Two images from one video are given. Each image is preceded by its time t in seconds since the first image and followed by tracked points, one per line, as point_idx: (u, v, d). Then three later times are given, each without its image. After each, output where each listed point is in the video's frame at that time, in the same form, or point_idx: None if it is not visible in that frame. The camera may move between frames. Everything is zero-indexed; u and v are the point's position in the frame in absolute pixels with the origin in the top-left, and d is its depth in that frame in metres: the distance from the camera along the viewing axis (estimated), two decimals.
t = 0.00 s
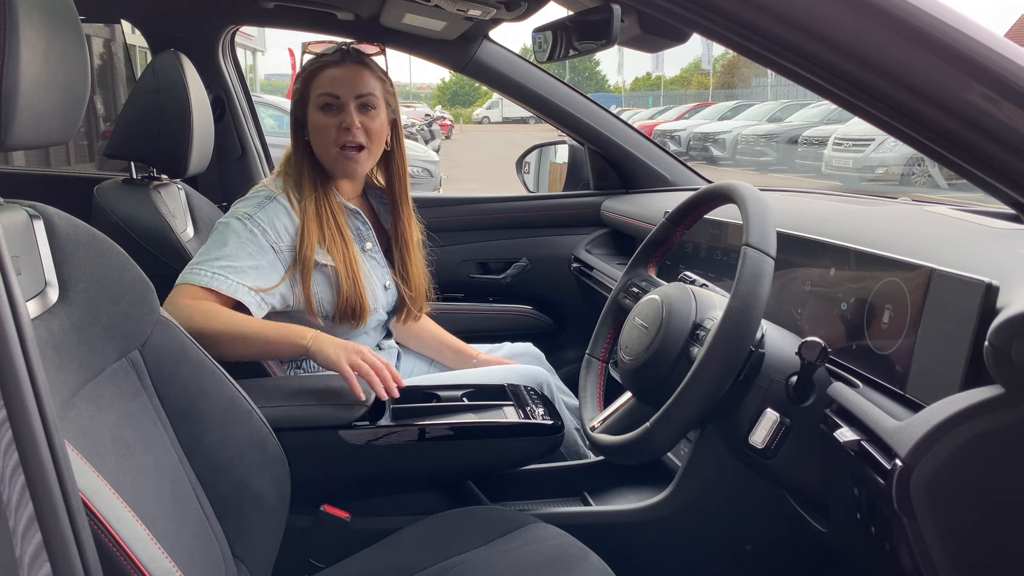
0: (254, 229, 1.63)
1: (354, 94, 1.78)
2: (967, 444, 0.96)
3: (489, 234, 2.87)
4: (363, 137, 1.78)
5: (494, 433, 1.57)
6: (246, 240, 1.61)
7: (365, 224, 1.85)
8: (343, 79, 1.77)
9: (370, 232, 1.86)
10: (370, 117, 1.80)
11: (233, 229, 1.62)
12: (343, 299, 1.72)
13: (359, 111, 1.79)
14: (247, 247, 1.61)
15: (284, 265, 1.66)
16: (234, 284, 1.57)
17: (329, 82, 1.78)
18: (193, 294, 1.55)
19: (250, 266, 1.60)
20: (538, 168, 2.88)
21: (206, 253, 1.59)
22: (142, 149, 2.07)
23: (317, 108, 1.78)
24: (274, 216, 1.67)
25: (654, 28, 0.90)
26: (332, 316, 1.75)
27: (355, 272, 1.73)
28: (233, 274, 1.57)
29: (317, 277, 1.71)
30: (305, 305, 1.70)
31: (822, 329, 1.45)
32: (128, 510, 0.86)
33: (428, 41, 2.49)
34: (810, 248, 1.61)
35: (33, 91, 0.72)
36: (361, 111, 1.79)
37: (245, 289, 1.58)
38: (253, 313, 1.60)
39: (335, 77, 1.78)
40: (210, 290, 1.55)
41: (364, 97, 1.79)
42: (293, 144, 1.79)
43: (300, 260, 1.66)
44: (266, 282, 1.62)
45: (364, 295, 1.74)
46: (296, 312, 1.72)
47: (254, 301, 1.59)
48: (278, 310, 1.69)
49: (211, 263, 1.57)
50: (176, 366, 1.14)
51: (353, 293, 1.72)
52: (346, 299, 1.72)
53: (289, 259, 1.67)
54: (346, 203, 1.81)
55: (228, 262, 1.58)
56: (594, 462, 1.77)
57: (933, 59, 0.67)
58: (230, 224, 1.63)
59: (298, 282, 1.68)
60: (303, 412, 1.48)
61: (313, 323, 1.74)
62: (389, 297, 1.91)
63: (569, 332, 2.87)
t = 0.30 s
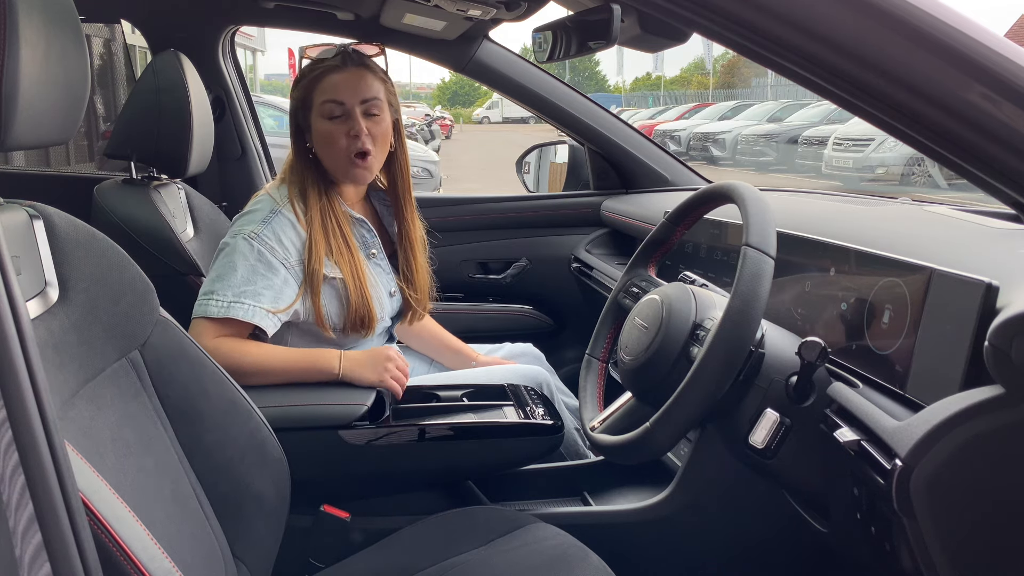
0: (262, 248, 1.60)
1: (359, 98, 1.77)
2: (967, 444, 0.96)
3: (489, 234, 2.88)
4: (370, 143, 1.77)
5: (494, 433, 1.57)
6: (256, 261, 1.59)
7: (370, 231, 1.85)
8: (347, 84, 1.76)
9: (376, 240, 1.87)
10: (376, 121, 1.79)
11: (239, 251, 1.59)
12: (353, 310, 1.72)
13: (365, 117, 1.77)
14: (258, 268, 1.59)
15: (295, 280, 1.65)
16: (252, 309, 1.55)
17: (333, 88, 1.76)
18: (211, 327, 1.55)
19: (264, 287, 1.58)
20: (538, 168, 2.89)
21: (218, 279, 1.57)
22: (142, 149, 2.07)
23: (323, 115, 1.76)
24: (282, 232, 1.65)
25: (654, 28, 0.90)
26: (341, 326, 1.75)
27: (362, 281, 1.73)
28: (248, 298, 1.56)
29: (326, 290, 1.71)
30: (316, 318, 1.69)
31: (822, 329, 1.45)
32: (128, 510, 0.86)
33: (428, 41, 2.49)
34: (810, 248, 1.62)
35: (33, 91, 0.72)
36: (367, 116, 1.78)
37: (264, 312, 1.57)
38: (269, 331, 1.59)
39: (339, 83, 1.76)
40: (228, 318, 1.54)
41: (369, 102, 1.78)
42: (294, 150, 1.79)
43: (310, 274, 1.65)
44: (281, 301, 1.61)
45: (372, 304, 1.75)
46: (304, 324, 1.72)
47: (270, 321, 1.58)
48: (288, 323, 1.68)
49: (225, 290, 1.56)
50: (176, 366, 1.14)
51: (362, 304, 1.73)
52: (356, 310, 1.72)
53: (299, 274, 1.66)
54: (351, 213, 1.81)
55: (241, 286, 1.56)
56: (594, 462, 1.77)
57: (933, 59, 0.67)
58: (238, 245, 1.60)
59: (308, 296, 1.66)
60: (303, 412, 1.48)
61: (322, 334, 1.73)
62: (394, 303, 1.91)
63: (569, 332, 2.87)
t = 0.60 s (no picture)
0: (262, 252, 1.60)
1: (365, 106, 1.78)
2: (967, 444, 0.96)
3: (489, 234, 2.88)
4: (375, 151, 1.78)
5: (494, 433, 1.57)
6: (257, 266, 1.59)
7: (372, 236, 1.85)
8: (353, 91, 1.77)
9: (377, 244, 1.87)
10: (380, 129, 1.80)
11: (240, 256, 1.59)
12: (352, 316, 1.72)
13: (370, 124, 1.78)
14: (258, 273, 1.59)
15: (295, 285, 1.65)
16: (251, 315, 1.55)
17: (339, 94, 1.77)
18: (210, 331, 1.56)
19: (264, 292, 1.58)
20: (538, 168, 2.89)
21: (217, 284, 1.57)
22: (142, 149, 2.07)
23: (328, 120, 1.77)
24: (283, 237, 1.65)
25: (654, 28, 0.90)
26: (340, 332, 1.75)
27: (363, 287, 1.73)
28: (247, 304, 1.56)
29: (326, 295, 1.71)
30: (315, 323, 1.69)
31: (822, 329, 1.45)
32: (128, 510, 0.86)
33: (427, 41, 2.49)
34: (810, 248, 1.61)
35: (33, 91, 0.72)
36: (372, 123, 1.79)
37: (264, 317, 1.57)
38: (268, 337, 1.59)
39: (345, 89, 1.77)
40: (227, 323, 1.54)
41: (375, 111, 1.79)
42: (299, 152, 1.78)
43: (312, 279, 1.65)
44: (280, 306, 1.61)
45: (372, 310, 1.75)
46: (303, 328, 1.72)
47: (270, 327, 1.58)
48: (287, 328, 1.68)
49: (224, 295, 1.56)
50: (175, 367, 1.14)
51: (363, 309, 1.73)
52: (356, 316, 1.72)
53: (299, 279, 1.66)
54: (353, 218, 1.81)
55: (240, 292, 1.56)
56: (594, 462, 1.77)
57: (933, 59, 0.67)
58: (238, 249, 1.60)
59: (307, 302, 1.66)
60: (303, 412, 1.48)
61: (321, 339, 1.73)
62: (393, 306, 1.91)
63: (569, 332, 2.87)
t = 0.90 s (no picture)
0: (259, 252, 1.60)
1: (365, 106, 1.79)
2: (967, 444, 0.96)
3: (489, 234, 2.88)
4: (373, 150, 1.79)
5: (494, 433, 1.57)
6: (254, 264, 1.59)
7: (369, 235, 1.85)
8: (353, 90, 1.77)
9: (375, 243, 1.86)
10: (379, 129, 1.80)
11: (237, 255, 1.59)
12: (349, 315, 1.71)
13: (369, 124, 1.79)
14: (257, 272, 1.59)
15: (293, 285, 1.65)
16: (250, 314, 1.55)
17: (339, 93, 1.77)
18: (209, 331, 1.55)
19: (262, 291, 1.58)
20: (538, 168, 2.89)
21: (215, 283, 1.57)
22: (142, 149, 2.07)
23: (327, 119, 1.78)
24: (280, 237, 1.65)
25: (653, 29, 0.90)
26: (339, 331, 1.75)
27: (361, 286, 1.73)
28: (245, 303, 1.56)
29: (323, 294, 1.71)
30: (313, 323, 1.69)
31: (821, 329, 1.45)
32: (128, 510, 0.86)
33: (428, 41, 2.49)
34: (810, 248, 1.62)
35: (33, 91, 0.72)
36: (371, 124, 1.79)
37: (263, 316, 1.57)
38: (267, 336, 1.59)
39: (346, 89, 1.77)
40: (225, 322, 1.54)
41: (375, 110, 1.80)
42: (298, 151, 1.78)
43: (309, 279, 1.65)
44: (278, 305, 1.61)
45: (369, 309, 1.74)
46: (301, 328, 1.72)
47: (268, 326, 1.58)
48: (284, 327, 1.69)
49: (222, 294, 1.56)
50: (177, 367, 1.14)
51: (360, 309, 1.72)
52: (353, 315, 1.72)
53: (297, 279, 1.66)
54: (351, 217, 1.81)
55: (238, 291, 1.56)
56: (594, 462, 1.77)
57: (933, 59, 0.67)
58: (235, 249, 1.60)
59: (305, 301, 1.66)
60: (303, 412, 1.48)
61: (318, 339, 1.73)
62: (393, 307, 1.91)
63: (569, 332, 2.87)
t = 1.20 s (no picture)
0: (256, 245, 1.61)
1: (358, 103, 1.79)
2: (967, 444, 0.96)
3: (489, 234, 2.88)
4: (362, 147, 1.78)
5: (494, 432, 1.57)
6: (250, 257, 1.59)
7: (366, 232, 1.85)
8: (348, 86, 1.78)
9: (371, 240, 1.86)
10: (371, 128, 1.80)
11: (234, 249, 1.59)
12: (343, 310, 1.71)
13: (361, 122, 1.79)
14: (252, 265, 1.59)
15: (287, 280, 1.65)
16: (245, 307, 1.55)
17: (335, 88, 1.78)
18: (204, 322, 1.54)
19: (256, 284, 1.58)
20: (538, 168, 2.88)
21: (211, 275, 1.57)
22: (142, 149, 2.07)
23: (320, 113, 1.78)
24: (276, 231, 1.65)
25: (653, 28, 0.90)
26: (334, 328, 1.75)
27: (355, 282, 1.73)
28: (240, 295, 1.55)
29: (318, 290, 1.71)
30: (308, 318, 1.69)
31: (822, 329, 1.45)
32: (128, 510, 0.86)
33: (428, 41, 2.49)
34: (810, 248, 1.62)
35: (33, 90, 0.72)
36: (363, 121, 1.79)
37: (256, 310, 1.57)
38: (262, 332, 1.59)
39: (342, 84, 1.78)
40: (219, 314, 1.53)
41: (368, 108, 1.80)
42: (295, 145, 1.79)
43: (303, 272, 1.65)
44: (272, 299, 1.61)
45: (363, 303, 1.74)
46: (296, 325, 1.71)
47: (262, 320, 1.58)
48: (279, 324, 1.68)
49: (218, 286, 1.55)
50: (176, 367, 1.14)
51: (353, 305, 1.72)
52: (346, 310, 1.72)
53: (292, 274, 1.66)
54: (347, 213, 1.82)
55: (233, 283, 1.56)
56: (594, 462, 1.77)
57: (933, 59, 0.67)
58: (232, 242, 1.60)
59: (298, 296, 1.66)
60: (303, 412, 1.48)
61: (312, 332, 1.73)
62: (388, 305, 1.92)
63: (569, 332, 2.87)
